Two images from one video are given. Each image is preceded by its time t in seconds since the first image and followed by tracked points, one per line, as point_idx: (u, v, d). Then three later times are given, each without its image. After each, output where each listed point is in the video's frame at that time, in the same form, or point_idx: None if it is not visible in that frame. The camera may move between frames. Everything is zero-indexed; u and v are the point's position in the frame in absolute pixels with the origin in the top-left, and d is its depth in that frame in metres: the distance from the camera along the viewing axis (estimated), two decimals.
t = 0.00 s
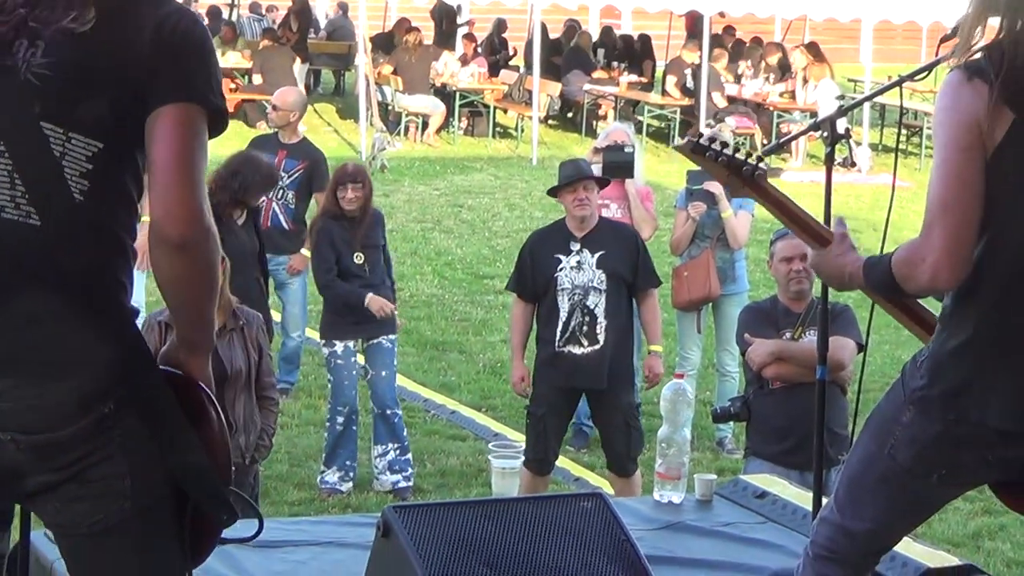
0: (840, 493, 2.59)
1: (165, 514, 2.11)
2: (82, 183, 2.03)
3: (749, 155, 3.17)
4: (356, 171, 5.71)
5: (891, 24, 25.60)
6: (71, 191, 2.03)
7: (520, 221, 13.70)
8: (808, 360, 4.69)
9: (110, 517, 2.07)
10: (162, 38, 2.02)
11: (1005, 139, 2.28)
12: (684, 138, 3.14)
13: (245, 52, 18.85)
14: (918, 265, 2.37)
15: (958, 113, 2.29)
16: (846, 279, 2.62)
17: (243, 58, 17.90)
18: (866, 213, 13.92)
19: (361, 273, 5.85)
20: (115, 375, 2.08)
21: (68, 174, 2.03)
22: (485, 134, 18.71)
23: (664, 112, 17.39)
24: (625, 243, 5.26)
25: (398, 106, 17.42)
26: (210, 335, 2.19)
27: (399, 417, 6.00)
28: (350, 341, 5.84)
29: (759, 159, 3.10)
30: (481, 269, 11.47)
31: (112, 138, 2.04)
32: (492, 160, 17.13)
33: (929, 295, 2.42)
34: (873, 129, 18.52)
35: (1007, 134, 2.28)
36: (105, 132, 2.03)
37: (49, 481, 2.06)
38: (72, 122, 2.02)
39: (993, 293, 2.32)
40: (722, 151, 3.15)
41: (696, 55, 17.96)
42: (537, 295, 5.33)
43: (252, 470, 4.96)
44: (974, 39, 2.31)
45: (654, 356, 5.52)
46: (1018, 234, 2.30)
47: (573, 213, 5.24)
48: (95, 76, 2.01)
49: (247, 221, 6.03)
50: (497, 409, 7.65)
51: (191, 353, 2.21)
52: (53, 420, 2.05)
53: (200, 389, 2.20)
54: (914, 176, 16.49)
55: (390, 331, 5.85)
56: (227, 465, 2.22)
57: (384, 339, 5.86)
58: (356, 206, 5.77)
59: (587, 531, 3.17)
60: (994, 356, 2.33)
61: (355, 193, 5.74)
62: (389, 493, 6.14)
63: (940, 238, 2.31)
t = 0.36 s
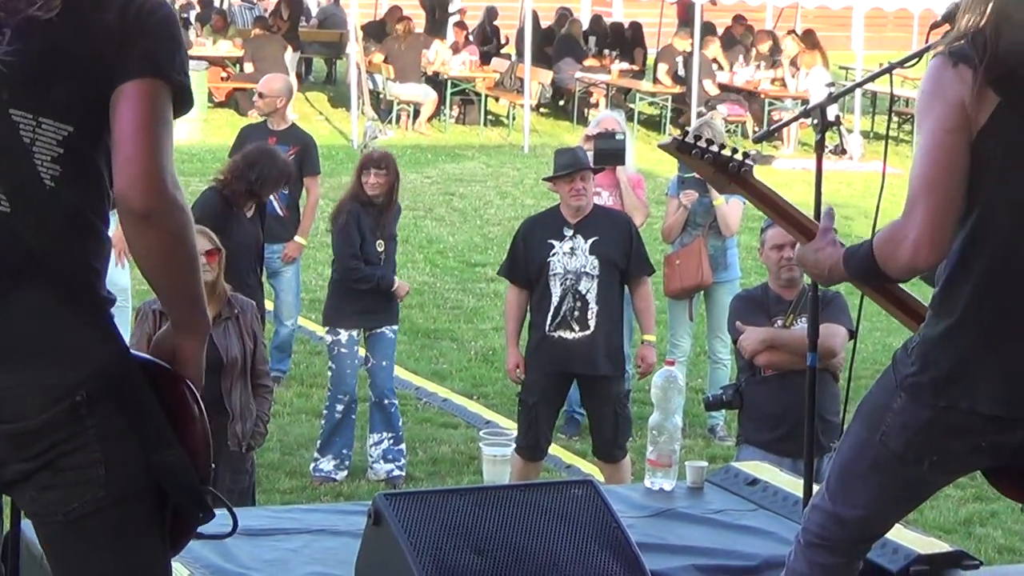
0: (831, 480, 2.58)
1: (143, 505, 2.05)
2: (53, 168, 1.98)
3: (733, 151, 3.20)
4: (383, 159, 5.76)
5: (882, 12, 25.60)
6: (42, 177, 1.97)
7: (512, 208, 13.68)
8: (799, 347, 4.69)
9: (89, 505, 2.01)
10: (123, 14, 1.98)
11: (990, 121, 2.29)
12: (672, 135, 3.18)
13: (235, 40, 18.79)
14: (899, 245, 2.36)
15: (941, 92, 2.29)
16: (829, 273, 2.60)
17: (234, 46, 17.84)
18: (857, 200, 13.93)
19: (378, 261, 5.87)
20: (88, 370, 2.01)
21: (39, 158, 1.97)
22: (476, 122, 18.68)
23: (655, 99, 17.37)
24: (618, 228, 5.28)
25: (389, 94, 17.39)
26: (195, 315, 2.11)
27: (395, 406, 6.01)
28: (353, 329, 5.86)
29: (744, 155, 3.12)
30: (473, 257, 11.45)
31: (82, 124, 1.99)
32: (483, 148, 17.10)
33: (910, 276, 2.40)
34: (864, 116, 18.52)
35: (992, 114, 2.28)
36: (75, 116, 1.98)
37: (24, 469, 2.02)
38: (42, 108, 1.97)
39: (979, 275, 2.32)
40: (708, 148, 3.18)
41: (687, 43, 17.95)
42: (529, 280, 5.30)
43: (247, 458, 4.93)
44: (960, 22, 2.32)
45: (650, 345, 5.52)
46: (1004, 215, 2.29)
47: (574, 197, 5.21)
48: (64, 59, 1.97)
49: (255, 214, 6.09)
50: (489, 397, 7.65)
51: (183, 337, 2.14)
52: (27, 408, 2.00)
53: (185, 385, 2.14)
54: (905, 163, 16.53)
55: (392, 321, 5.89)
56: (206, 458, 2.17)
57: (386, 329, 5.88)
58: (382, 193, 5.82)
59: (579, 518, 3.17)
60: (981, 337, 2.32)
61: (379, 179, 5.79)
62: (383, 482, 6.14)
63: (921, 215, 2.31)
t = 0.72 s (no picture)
0: (820, 470, 2.58)
1: (122, 496, 2.05)
2: (28, 158, 1.98)
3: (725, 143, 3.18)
4: (382, 155, 5.70)
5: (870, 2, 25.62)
6: (17, 167, 1.98)
7: (501, 199, 13.66)
8: (789, 338, 4.68)
9: (67, 495, 2.00)
10: (99, 7, 1.99)
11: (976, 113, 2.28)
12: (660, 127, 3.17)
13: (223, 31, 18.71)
14: (892, 239, 2.35)
15: (928, 86, 2.28)
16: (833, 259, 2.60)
17: (223, 38, 17.76)
18: (845, 190, 13.95)
19: (365, 256, 5.83)
20: (66, 358, 2.00)
21: (14, 148, 1.98)
22: (465, 113, 18.65)
23: (644, 90, 17.37)
24: (606, 220, 5.26)
25: (378, 85, 17.34)
26: (173, 313, 2.10)
27: (384, 404, 6.01)
28: (346, 322, 5.84)
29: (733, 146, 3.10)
30: (462, 248, 11.43)
31: (57, 115, 2.00)
32: (472, 139, 17.08)
33: (907, 270, 2.39)
34: (853, 107, 18.54)
35: (980, 104, 2.28)
36: (51, 106, 1.99)
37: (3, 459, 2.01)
38: (17, 99, 1.97)
39: (967, 265, 2.31)
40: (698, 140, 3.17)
41: (676, 33, 17.94)
42: (517, 271, 5.29)
43: (236, 449, 4.90)
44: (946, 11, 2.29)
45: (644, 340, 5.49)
46: (991, 206, 2.28)
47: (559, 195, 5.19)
48: (39, 50, 1.97)
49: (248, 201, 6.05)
50: (477, 387, 7.64)
51: (161, 337, 2.13)
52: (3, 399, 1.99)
53: (165, 378, 2.11)
54: (894, 153, 16.55)
55: (387, 318, 5.83)
56: (187, 450, 2.16)
57: (378, 325, 5.83)
58: (378, 189, 5.75)
59: (567, 509, 3.16)
60: (967, 326, 2.32)
61: (372, 174, 5.72)
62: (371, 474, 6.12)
63: (911, 209, 2.30)
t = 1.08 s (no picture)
0: (807, 462, 2.58)
1: (101, 490, 2.03)
2: (9, 150, 1.96)
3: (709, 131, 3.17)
4: (347, 139, 5.69)
5: None
6: None
7: (486, 190, 13.64)
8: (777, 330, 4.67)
9: (44, 489, 1.98)
10: None
11: (963, 103, 2.26)
12: (645, 117, 3.15)
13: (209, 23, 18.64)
14: (875, 230, 2.37)
15: (917, 77, 2.28)
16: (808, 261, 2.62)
17: (208, 29, 17.69)
18: (831, 180, 13.97)
19: (337, 245, 5.81)
20: (48, 354, 1.98)
21: None
22: (450, 104, 18.62)
23: (630, 81, 17.36)
24: (590, 213, 5.25)
25: (363, 76, 17.30)
26: (147, 304, 2.08)
27: (365, 394, 6.02)
28: (320, 309, 5.81)
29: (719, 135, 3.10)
30: (448, 239, 11.42)
31: (36, 108, 1.98)
32: (457, 130, 17.05)
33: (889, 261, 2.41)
34: (838, 97, 18.58)
35: (964, 96, 2.26)
36: (32, 99, 1.97)
37: None
38: None
39: (954, 256, 2.31)
40: (682, 128, 3.15)
41: (661, 24, 17.93)
42: (504, 264, 5.27)
43: (218, 441, 4.89)
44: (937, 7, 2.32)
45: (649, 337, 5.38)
46: (978, 196, 2.28)
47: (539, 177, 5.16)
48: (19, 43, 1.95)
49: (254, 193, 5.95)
50: (463, 378, 7.63)
51: (138, 328, 2.11)
52: None
53: (140, 371, 2.09)
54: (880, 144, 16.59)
55: (359, 308, 5.80)
56: (162, 445, 2.13)
57: (352, 315, 5.82)
58: (347, 173, 5.73)
59: (554, 501, 3.15)
60: (956, 316, 2.32)
61: (338, 158, 5.72)
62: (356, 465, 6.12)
63: (895, 201, 2.31)
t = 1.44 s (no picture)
0: (792, 456, 2.58)
1: (83, 484, 2.01)
2: None
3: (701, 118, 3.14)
4: (307, 135, 5.65)
5: None
6: None
7: (473, 184, 13.64)
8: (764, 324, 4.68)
9: (26, 484, 1.97)
10: None
11: (949, 94, 2.26)
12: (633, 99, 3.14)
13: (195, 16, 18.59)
14: (855, 220, 2.39)
15: (903, 69, 2.28)
16: (765, 214, 2.62)
17: (195, 22, 17.64)
18: (816, 174, 13.99)
19: (310, 238, 5.74)
20: (30, 348, 1.98)
21: None
22: (437, 98, 18.59)
23: (616, 74, 17.36)
24: (573, 205, 5.13)
25: (349, 69, 17.26)
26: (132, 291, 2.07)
27: (348, 388, 5.99)
28: (298, 304, 5.78)
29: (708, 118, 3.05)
30: (435, 233, 11.41)
31: (18, 100, 1.95)
32: (444, 123, 17.03)
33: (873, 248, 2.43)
34: (824, 91, 18.62)
35: (951, 88, 2.26)
36: (16, 90, 1.94)
37: None
38: None
39: (940, 249, 2.31)
40: (671, 111, 3.14)
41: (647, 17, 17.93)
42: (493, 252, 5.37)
43: (202, 437, 4.88)
44: None
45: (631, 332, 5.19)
46: (964, 190, 2.27)
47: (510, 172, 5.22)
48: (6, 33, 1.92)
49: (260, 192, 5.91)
50: (449, 372, 7.63)
51: (121, 318, 2.09)
52: None
53: (122, 363, 2.07)
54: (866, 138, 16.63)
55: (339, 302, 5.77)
56: (143, 437, 2.11)
57: (333, 309, 5.80)
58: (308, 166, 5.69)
59: (541, 495, 3.15)
60: (942, 308, 2.32)
61: (301, 155, 5.68)
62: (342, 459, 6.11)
63: (879, 193, 2.33)
